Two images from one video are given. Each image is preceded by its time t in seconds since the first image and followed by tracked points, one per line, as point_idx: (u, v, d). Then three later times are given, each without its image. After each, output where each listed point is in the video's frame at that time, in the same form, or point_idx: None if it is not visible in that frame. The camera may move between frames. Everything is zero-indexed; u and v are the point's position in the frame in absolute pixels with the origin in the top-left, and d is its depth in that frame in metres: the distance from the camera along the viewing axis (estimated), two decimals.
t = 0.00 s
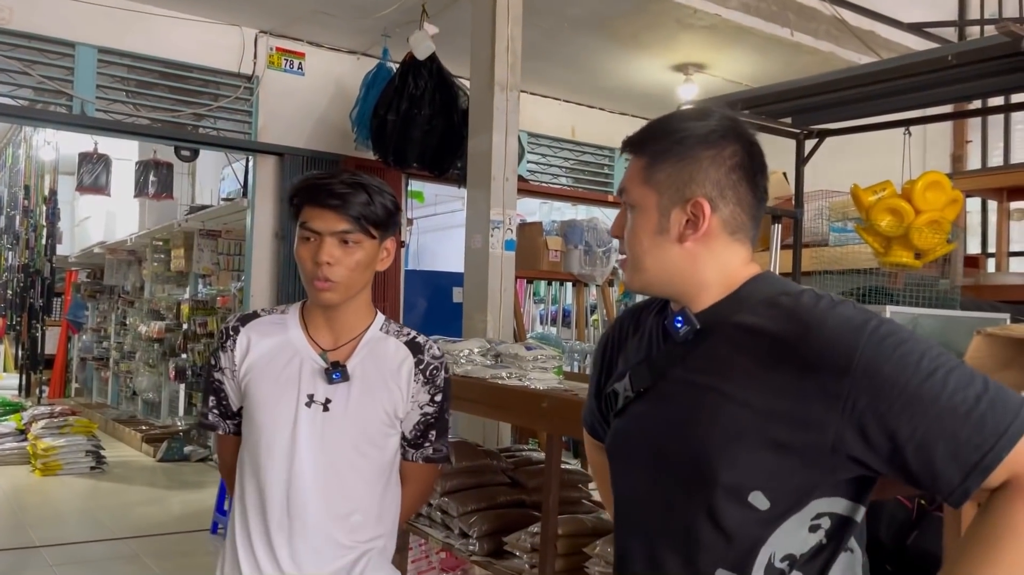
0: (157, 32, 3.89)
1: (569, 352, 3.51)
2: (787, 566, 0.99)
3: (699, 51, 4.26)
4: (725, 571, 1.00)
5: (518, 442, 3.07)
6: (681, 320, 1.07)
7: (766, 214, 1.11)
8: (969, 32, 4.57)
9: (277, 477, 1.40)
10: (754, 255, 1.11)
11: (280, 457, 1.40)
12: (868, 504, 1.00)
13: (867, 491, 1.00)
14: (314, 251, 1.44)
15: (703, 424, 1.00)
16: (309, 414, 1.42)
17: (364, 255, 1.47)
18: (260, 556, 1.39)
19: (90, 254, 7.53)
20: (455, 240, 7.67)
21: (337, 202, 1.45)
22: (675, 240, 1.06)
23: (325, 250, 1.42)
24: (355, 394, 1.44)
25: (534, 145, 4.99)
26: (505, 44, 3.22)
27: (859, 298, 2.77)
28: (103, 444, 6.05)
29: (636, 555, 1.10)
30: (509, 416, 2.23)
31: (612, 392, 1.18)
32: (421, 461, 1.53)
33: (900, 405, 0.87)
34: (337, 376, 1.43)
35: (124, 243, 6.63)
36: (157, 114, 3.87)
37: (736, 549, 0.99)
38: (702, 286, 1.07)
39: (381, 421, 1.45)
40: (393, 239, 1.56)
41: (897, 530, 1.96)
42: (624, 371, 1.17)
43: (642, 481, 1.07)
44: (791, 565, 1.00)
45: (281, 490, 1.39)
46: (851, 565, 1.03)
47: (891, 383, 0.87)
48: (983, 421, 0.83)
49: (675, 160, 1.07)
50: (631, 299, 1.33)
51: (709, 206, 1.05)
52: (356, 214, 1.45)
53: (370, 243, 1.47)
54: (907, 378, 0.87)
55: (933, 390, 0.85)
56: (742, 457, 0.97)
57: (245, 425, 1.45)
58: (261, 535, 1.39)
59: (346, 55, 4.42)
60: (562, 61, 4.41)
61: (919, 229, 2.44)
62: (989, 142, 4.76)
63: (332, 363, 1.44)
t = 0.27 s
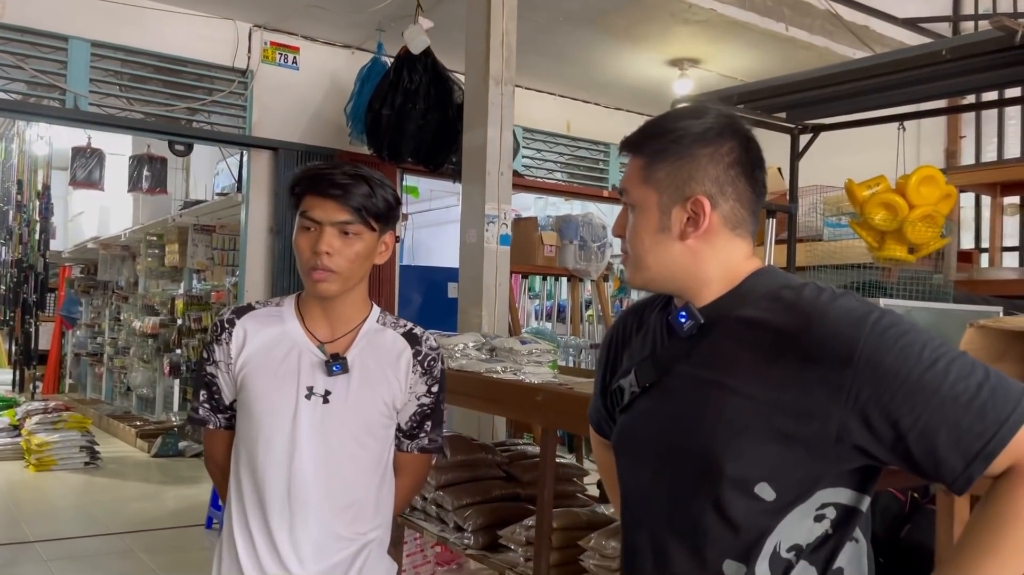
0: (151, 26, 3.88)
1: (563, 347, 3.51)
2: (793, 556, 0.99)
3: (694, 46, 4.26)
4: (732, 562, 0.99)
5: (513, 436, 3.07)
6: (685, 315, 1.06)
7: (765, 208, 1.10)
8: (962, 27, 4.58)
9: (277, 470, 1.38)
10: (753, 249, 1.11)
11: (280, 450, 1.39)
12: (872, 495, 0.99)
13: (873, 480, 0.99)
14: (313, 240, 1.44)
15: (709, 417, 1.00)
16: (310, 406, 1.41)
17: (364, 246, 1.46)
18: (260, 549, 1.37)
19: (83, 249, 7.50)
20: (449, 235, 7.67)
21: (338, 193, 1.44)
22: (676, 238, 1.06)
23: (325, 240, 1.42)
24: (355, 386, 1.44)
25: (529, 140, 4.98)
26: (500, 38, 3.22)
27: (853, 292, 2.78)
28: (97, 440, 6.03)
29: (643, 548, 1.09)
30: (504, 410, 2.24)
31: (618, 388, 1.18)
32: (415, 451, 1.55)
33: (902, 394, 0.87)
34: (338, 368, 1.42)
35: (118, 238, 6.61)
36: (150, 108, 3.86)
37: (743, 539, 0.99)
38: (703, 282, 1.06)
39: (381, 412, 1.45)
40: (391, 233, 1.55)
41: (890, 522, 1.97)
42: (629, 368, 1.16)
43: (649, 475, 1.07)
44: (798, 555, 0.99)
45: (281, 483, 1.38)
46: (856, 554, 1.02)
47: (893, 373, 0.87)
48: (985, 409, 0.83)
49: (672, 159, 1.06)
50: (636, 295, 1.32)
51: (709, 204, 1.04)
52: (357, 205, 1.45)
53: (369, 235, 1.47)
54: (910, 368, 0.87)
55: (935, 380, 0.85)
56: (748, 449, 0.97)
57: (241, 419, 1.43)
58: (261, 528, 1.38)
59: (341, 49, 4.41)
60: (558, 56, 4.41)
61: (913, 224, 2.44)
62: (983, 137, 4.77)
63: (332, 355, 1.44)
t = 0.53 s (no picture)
0: (144, 20, 3.86)
1: (559, 342, 3.52)
2: (793, 551, 0.99)
3: (689, 41, 4.26)
4: (732, 556, 0.99)
5: (508, 431, 3.07)
6: (689, 308, 1.06)
7: (769, 203, 1.10)
8: (957, 22, 4.58)
9: (274, 466, 1.38)
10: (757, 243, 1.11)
11: (277, 446, 1.39)
12: (872, 490, 0.99)
13: (872, 476, 0.99)
14: (306, 237, 1.43)
15: (711, 411, 1.00)
16: (306, 403, 1.40)
17: (358, 243, 1.46)
18: (257, 546, 1.37)
19: (77, 244, 7.48)
20: (445, 230, 7.66)
21: (332, 190, 1.43)
22: (682, 231, 1.05)
23: (318, 238, 1.41)
24: (352, 383, 1.43)
25: (524, 135, 4.98)
26: (495, 33, 3.21)
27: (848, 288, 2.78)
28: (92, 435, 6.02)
29: (642, 542, 1.09)
30: (498, 405, 2.24)
31: (619, 381, 1.17)
32: (412, 446, 1.55)
33: (906, 390, 0.87)
34: (334, 364, 1.42)
35: (112, 233, 6.58)
36: (144, 102, 3.84)
37: (743, 533, 0.99)
38: (708, 275, 1.06)
39: (377, 407, 1.45)
40: (386, 228, 1.55)
41: (883, 518, 1.99)
42: (631, 361, 1.16)
43: (649, 469, 1.07)
44: (797, 549, 0.99)
45: (278, 479, 1.38)
46: (855, 550, 1.02)
47: (897, 369, 0.87)
48: (989, 407, 0.83)
49: (679, 152, 1.05)
50: (637, 289, 1.32)
51: (715, 197, 1.04)
52: (350, 202, 1.44)
53: (362, 232, 1.46)
54: (913, 364, 0.87)
55: (938, 376, 0.86)
56: (750, 442, 0.97)
57: (236, 416, 1.42)
58: (258, 525, 1.38)
59: (335, 44, 4.40)
60: (554, 51, 4.40)
61: (907, 219, 2.45)
62: (977, 133, 4.79)
63: (329, 351, 1.43)
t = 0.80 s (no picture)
0: (138, 14, 3.84)
1: (555, 336, 3.51)
2: (789, 545, 0.99)
3: (685, 36, 4.26)
4: (729, 550, 0.99)
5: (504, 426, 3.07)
6: (688, 302, 1.05)
7: (768, 195, 1.10)
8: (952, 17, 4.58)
9: (265, 460, 1.38)
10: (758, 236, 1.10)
11: (268, 441, 1.39)
12: (870, 484, 0.99)
13: (871, 471, 0.99)
14: (293, 237, 1.42)
15: (710, 406, 0.99)
16: (297, 397, 1.40)
17: (346, 241, 1.45)
18: (250, 541, 1.37)
19: (71, 239, 7.45)
20: (441, 225, 7.66)
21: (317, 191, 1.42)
22: (682, 224, 1.05)
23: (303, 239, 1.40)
24: (343, 377, 1.43)
25: (520, 130, 4.97)
26: (490, 27, 3.20)
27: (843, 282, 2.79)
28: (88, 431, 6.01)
29: (639, 536, 1.08)
30: (493, 399, 2.24)
31: (617, 372, 1.17)
32: (406, 441, 1.55)
33: (909, 386, 0.87)
34: (325, 358, 1.42)
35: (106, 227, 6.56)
36: (138, 97, 3.82)
37: (741, 528, 0.98)
38: (709, 268, 1.05)
39: (369, 401, 1.45)
40: (377, 223, 1.53)
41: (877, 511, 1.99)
42: (629, 353, 1.16)
43: (647, 463, 1.06)
44: (794, 543, 0.99)
45: (270, 474, 1.38)
46: (851, 543, 1.02)
47: (900, 366, 0.88)
48: (990, 403, 0.84)
49: (679, 143, 1.05)
50: (634, 280, 1.32)
51: (715, 189, 1.03)
52: (337, 201, 1.43)
53: (350, 231, 1.45)
54: (916, 361, 0.87)
55: (941, 373, 0.86)
56: (749, 437, 0.97)
57: (228, 409, 1.43)
58: (250, 520, 1.38)
59: (330, 38, 4.39)
60: (550, 45, 4.40)
61: (902, 213, 2.45)
62: (972, 128, 4.80)
63: (320, 345, 1.43)
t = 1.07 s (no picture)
0: (134, 8, 3.83)
1: (552, 331, 3.52)
2: (786, 538, 0.99)
3: (682, 31, 4.25)
4: (726, 544, 0.99)
5: (501, 420, 3.07)
6: (684, 297, 1.05)
7: (764, 190, 1.10)
8: (949, 12, 4.59)
9: (261, 456, 1.38)
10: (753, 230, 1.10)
11: (263, 436, 1.39)
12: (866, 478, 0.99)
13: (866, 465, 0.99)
14: (290, 230, 1.41)
15: (708, 401, 0.99)
16: (293, 391, 1.40)
17: (343, 234, 1.44)
18: (246, 536, 1.37)
19: (68, 234, 7.44)
20: (438, 221, 7.65)
21: (315, 182, 1.41)
22: (678, 220, 1.05)
23: (301, 231, 1.39)
24: (338, 371, 1.42)
25: (517, 125, 4.97)
26: (488, 22, 3.19)
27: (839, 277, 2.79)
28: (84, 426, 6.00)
29: (635, 530, 1.08)
30: (490, 393, 2.24)
31: (614, 367, 1.16)
32: (402, 434, 1.54)
33: (906, 380, 0.87)
34: (320, 353, 1.41)
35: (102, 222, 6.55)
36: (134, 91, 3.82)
37: (738, 522, 0.98)
38: (706, 262, 1.05)
39: (364, 395, 1.44)
40: (373, 215, 1.52)
41: (873, 504, 1.99)
42: (626, 348, 1.15)
43: (644, 457, 1.06)
44: (790, 537, 0.99)
45: (266, 469, 1.38)
46: (846, 537, 1.02)
47: (897, 360, 0.88)
48: (986, 397, 0.84)
49: (675, 139, 1.04)
50: (631, 274, 1.31)
51: (711, 184, 1.03)
52: (335, 192, 1.42)
53: (347, 222, 1.44)
54: (913, 356, 0.87)
55: (938, 367, 0.86)
56: (747, 431, 0.97)
57: (224, 405, 1.42)
58: (247, 515, 1.38)
59: (327, 32, 4.37)
60: (548, 40, 4.39)
61: (899, 209, 2.45)
62: (969, 124, 4.80)
63: (314, 340, 1.42)
